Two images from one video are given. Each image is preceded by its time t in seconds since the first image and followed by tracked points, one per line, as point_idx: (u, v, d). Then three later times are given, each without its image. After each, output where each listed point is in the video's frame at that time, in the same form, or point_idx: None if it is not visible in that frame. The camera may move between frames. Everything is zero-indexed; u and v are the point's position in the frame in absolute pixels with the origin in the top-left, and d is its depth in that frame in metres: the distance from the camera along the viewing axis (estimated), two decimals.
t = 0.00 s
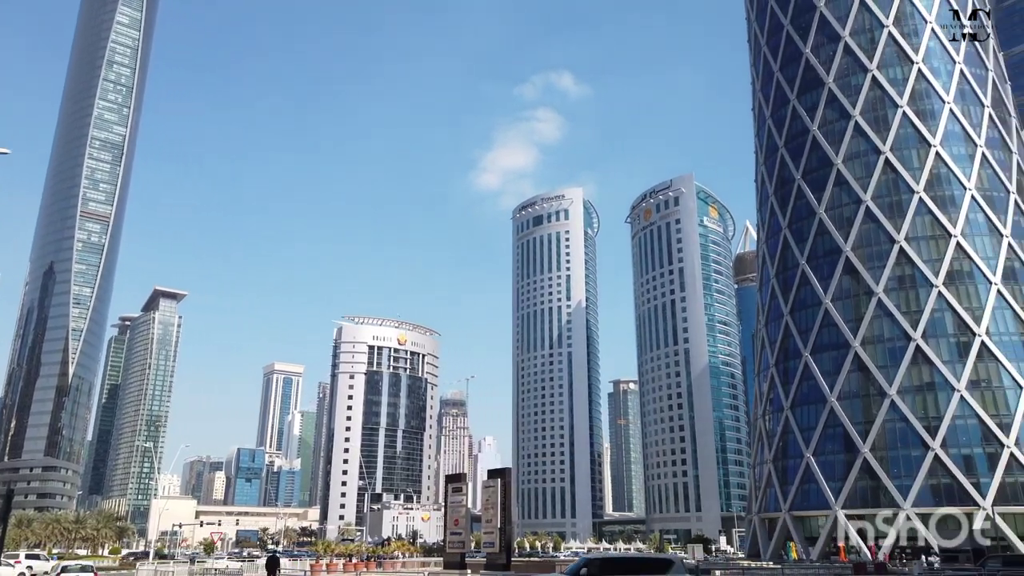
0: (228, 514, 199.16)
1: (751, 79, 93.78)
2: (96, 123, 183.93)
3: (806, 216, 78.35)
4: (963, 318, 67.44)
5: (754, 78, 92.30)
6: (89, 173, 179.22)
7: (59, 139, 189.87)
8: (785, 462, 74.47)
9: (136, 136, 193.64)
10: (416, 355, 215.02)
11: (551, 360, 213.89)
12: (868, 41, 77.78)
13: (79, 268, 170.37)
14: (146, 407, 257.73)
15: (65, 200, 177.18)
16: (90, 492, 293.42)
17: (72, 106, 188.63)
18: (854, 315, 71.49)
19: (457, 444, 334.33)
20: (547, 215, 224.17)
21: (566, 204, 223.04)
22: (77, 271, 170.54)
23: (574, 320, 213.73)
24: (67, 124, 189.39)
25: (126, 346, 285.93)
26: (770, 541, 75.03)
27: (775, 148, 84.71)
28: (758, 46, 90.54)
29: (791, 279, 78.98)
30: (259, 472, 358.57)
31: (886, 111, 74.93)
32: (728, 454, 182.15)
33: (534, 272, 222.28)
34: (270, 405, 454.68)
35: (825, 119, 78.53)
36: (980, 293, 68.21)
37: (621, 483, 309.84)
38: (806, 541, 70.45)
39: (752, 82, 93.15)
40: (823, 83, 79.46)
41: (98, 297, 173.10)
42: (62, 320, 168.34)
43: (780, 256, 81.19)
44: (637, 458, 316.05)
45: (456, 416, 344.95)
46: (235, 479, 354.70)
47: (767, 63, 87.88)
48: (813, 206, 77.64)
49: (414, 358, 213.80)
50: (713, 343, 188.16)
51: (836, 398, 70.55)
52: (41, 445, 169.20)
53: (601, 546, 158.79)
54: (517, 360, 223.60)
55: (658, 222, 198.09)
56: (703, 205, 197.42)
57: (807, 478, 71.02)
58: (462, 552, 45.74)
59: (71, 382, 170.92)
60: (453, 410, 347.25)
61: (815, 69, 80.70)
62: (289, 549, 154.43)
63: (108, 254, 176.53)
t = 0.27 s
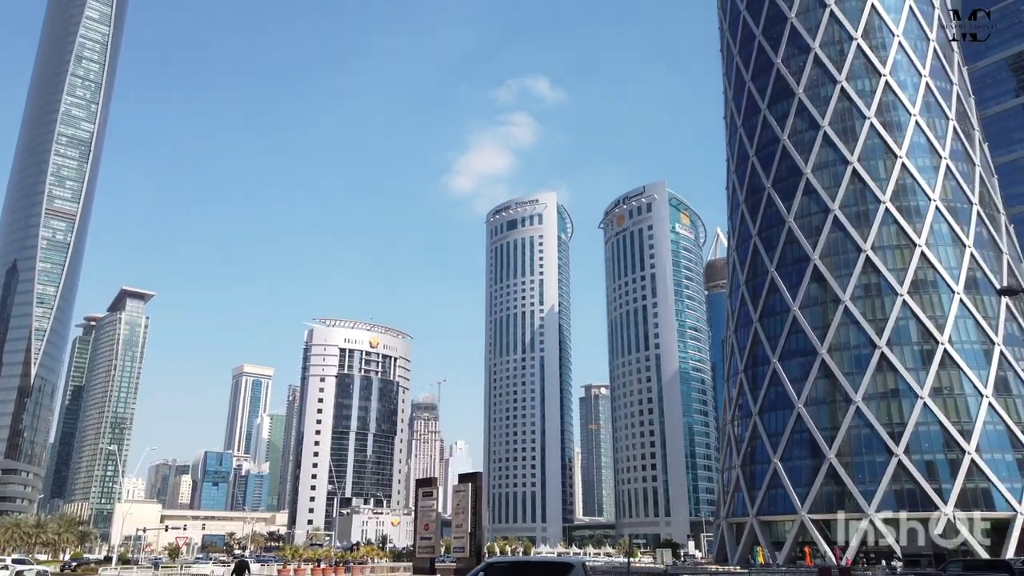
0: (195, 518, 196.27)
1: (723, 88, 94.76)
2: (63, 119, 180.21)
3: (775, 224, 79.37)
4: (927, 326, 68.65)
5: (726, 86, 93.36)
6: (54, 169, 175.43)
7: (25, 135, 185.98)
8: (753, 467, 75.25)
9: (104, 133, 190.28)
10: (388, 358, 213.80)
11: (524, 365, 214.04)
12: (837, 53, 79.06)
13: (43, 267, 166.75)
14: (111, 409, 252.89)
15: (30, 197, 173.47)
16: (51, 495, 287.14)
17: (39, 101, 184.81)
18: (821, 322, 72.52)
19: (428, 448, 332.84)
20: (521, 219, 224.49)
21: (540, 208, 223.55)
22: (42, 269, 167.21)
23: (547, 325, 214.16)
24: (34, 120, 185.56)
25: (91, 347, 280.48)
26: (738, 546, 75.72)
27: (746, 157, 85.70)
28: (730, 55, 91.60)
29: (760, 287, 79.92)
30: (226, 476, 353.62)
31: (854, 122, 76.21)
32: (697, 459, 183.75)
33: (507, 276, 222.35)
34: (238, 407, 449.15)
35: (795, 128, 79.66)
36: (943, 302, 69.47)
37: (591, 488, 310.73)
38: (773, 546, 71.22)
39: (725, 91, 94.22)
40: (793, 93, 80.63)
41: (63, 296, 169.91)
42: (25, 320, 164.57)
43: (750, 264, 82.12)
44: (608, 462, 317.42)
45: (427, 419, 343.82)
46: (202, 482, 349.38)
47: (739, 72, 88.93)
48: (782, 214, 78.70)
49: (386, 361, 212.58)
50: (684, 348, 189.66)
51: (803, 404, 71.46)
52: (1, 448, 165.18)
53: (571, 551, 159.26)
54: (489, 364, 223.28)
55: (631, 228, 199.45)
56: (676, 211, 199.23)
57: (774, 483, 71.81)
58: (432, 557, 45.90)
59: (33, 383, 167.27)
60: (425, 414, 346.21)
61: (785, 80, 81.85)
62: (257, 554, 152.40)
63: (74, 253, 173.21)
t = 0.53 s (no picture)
0: (157, 531, 192.08)
1: (695, 105, 96.04)
2: (30, 122, 176.80)
3: (745, 240, 80.43)
4: (891, 342, 69.93)
5: (698, 104, 94.66)
6: (19, 173, 171.96)
7: None
8: (721, 481, 75.82)
9: (72, 137, 187.12)
10: (358, 369, 212.01)
11: (495, 377, 213.70)
12: (806, 73, 80.61)
13: (5, 273, 162.94)
14: (73, 419, 247.12)
15: None
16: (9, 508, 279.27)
17: (4, 105, 181.33)
18: (789, 338, 73.54)
19: (398, 460, 330.26)
20: (494, 232, 224.78)
21: (513, 221, 224.23)
22: (4, 275, 163.42)
23: (519, 338, 214.21)
24: (1, 123, 182.15)
25: (53, 356, 274.40)
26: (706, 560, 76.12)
27: (717, 173, 86.86)
28: (702, 73, 93.01)
29: (729, 301, 80.86)
30: (191, 488, 347.13)
31: (822, 141, 77.64)
32: (666, 472, 184.53)
33: (479, 288, 222.20)
34: (205, 418, 442.24)
35: (764, 146, 80.99)
36: (907, 319, 70.83)
37: (561, 501, 310.47)
38: (741, 560, 71.81)
39: (696, 108, 95.49)
40: (763, 112, 82.04)
41: (26, 303, 166.14)
42: None
43: (720, 279, 83.06)
44: (578, 475, 317.66)
45: (397, 431, 341.86)
46: (166, 494, 342.46)
47: (711, 90, 90.26)
48: (751, 231, 79.80)
49: (356, 373, 210.70)
50: (654, 361, 190.76)
51: (771, 418, 72.29)
52: None
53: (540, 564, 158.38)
54: (460, 377, 222.41)
55: (604, 242, 200.89)
56: (647, 226, 201.12)
57: (742, 496, 72.36)
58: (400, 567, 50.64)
59: None
60: (395, 426, 344.27)
61: (756, 98, 83.28)
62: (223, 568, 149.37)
63: (38, 259, 169.55)
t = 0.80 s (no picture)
0: (118, 545, 187.79)
1: (667, 122, 97.25)
2: None
3: (715, 256, 81.42)
4: (856, 358, 71.08)
5: (670, 121, 95.87)
6: None
7: None
8: (690, 495, 76.22)
9: (37, 142, 183.64)
10: (328, 381, 209.99)
11: (467, 390, 213.08)
12: (775, 93, 82.08)
13: None
14: (33, 430, 241.03)
15: None
16: None
17: None
18: (757, 353, 74.42)
19: (367, 473, 327.08)
20: (467, 244, 224.80)
21: (486, 233, 224.51)
22: None
23: (490, 350, 213.84)
24: None
25: (14, 365, 268.12)
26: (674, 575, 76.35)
27: (688, 190, 87.90)
28: (674, 91, 94.31)
29: (699, 317, 81.64)
30: (154, 501, 340.19)
31: (791, 160, 79.01)
32: (636, 487, 184.87)
33: (452, 300, 221.73)
34: (170, 430, 434.60)
35: (734, 165, 82.21)
36: (872, 335, 72.07)
37: (531, 515, 309.35)
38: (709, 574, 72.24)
39: (668, 125, 96.71)
40: (734, 130, 83.35)
41: None
42: None
43: (690, 294, 83.91)
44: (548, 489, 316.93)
45: (367, 444, 338.86)
46: (128, 507, 335.17)
47: (683, 108, 91.49)
48: (721, 247, 80.81)
49: (326, 385, 208.63)
50: (625, 376, 191.67)
51: (739, 432, 73.02)
52: None
53: None
54: (431, 389, 221.17)
55: (576, 256, 201.97)
56: (620, 241, 202.74)
57: (711, 511, 72.80)
58: None
59: None
60: (365, 439, 341.13)
61: (726, 117, 84.65)
62: None
63: None
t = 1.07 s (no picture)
0: (77, 560, 183.04)
1: (640, 139, 98.24)
2: None
3: (685, 273, 82.23)
4: (823, 376, 72.04)
5: (643, 138, 96.86)
6: None
7: None
8: (659, 510, 76.44)
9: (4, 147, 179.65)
10: (297, 394, 207.38)
11: (438, 404, 211.99)
12: (746, 113, 83.41)
13: None
14: None
15: None
16: None
17: None
18: (726, 369, 75.13)
19: (335, 487, 323.16)
20: (441, 257, 224.38)
21: (460, 246, 224.40)
22: None
23: (462, 364, 213.13)
24: None
25: None
26: None
27: (660, 207, 88.78)
28: (647, 108, 95.41)
29: (670, 332, 82.27)
30: (115, 515, 332.40)
31: (760, 179, 80.23)
32: (606, 502, 184.87)
33: (424, 313, 220.89)
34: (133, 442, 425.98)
35: (705, 183, 83.27)
36: (838, 353, 73.14)
37: (501, 531, 307.58)
38: None
39: (641, 143, 97.69)
40: (705, 149, 84.53)
41: None
42: None
43: (661, 310, 84.52)
44: (518, 504, 315.53)
45: (335, 458, 334.95)
46: (88, 522, 327.16)
47: (656, 126, 92.55)
48: (692, 264, 81.68)
49: (294, 398, 206.21)
50: (596, 391, 192.32)
51: (708, 448, 73.54)
52: None
53: None
54: (402, 403, 219.64)
55: (549, 270, 202.59)
56: (592, 256, 203.95)
57: (679, 526, 73.06)
58: None
59: None
60: (333, 452, 337.20)
61: (698, 135, 85.83)
62: None
63: None
